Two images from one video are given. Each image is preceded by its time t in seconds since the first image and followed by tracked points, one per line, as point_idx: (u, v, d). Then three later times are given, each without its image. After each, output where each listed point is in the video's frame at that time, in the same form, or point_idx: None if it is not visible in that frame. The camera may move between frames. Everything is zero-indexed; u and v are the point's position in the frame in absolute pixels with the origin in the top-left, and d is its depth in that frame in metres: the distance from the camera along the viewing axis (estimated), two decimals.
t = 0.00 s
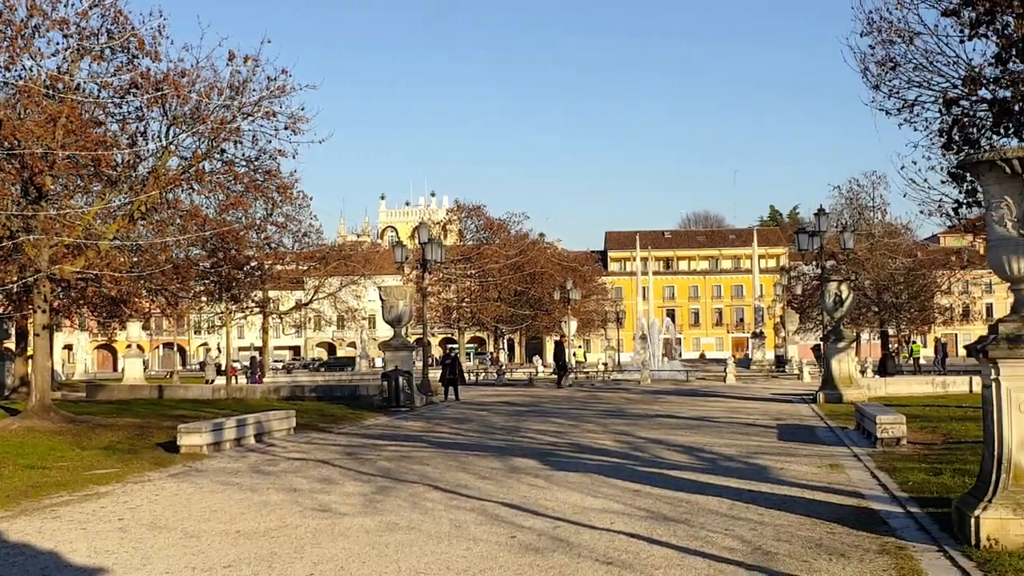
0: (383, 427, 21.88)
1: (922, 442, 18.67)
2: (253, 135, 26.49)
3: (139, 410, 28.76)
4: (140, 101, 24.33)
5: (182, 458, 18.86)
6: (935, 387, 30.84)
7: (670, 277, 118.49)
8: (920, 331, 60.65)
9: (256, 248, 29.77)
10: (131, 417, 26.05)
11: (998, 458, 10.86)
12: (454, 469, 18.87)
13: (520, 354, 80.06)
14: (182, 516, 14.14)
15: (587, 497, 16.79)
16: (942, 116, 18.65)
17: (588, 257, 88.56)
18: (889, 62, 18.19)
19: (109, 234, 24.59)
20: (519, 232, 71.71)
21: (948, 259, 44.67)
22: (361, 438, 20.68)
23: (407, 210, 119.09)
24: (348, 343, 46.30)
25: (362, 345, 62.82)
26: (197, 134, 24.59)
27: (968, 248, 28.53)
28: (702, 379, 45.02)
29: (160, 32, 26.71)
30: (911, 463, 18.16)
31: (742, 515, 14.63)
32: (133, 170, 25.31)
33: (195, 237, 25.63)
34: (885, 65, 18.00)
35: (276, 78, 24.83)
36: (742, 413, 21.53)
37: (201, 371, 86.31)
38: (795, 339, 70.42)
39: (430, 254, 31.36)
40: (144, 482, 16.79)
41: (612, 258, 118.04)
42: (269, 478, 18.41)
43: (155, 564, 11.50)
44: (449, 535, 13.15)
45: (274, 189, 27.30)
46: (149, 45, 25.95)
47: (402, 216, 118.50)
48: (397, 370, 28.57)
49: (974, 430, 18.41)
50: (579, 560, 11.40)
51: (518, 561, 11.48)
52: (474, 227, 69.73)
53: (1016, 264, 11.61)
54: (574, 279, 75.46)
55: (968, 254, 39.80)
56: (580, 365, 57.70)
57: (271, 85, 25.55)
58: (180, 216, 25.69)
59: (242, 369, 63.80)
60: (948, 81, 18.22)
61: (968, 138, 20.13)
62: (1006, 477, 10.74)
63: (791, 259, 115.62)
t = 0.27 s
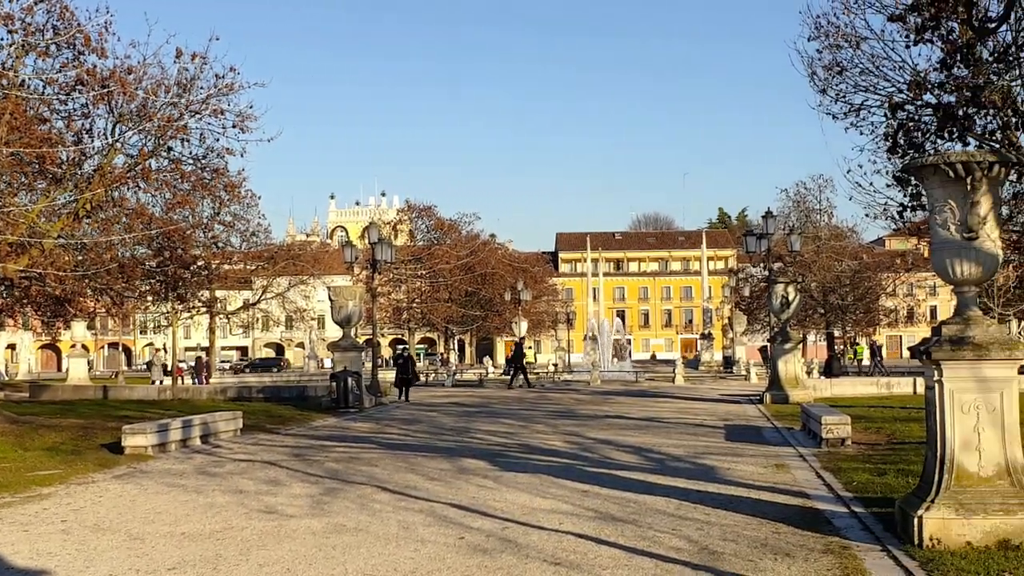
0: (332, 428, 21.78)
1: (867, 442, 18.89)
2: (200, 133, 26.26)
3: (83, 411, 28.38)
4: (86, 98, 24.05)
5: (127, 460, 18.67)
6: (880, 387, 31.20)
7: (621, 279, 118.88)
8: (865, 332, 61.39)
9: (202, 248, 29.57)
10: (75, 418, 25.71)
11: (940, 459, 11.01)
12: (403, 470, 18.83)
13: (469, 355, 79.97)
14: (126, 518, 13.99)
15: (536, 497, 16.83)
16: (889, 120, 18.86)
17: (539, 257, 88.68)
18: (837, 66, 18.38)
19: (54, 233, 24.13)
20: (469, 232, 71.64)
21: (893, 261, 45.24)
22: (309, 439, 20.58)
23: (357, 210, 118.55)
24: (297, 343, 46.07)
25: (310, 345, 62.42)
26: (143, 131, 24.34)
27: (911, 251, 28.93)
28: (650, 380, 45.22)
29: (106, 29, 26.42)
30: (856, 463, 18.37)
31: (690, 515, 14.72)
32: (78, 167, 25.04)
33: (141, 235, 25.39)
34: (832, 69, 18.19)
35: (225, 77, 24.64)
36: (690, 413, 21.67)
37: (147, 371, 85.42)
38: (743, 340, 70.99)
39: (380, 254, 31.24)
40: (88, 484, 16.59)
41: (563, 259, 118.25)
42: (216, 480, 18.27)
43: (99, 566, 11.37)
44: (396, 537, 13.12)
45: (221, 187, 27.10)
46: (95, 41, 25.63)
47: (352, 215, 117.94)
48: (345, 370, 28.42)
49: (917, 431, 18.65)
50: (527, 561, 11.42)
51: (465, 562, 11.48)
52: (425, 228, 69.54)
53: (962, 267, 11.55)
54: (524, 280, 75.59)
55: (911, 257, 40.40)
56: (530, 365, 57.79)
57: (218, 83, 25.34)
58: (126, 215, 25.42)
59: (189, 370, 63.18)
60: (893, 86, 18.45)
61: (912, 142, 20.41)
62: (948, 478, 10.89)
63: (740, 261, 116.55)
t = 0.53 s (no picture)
0: (307, 429, 21.71)
1: (841, 443, 18.98)
2: (175, 132, 26.10)
3: (56, 411, 28.16)
4: (59, 97, 23.89)
5: (100, 460, 18.56)
6: (853, 388, 31.36)
7: (597, 280, 119.05)
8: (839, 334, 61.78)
9: (177, 248, 29.47)
10: (47, 418, 25.50)
11: (912, 460, 11.05)
12: (378, 471, 18.80)
13: (445, 356, 79.87)
14: (100, 519, 13.91)
15: (511, 498, 16.86)
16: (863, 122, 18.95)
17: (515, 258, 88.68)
18: (811, 69, 18.45)
19: (27, 232, 23.46)
20: (446, 233, 71.55)
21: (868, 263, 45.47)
22: (284, 439, 20.52)
23: (333, 210, 118.19)
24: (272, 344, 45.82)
25: (285, 346, 62.16)
26: (117, 130, 24.18)
27: (885, 253, 29.08)
28: (626, 382, 45.26)
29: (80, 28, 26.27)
30: (830, 464, 18.48)
31: (664, 516, 14.77)
32: (51, 166, 24.93)
33: (115, 235, 25.27)
34: (808, 72, 18.25)
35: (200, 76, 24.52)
36: (667, 414, 21.74)
37: (120, 372, 84.86)
38: (718, 342, 71.25)
39: (355, 254, 31.14)
40: (61, 485, 16.49)
41: (539, 260, 118.27)
42: (191, 481, 18.19)
43: (71, 567, 11.30)
44: (371, 538, 13.11)
45: (195, 187, 26.97)
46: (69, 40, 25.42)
47: (327, 215, 117.58)
48: (321, 372, 28.32)
49: (891, 431, 18.76)
50: (502, 562, 11.43)
51: (440, 563, 11.48)
52: (401, 228, 69.39)
53: (935, 270, 11.63)
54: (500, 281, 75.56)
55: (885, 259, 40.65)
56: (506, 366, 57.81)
57: (193, 82, 25.18)
58: (100, 214, 25.27)
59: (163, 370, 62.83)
60: (868, 90, 18.54)
61: (886, 145, 20.53)
62: (920, 479, 10.93)
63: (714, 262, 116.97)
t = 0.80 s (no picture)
0: (289, 428, 21.66)
1: (822, 443, 19.04)
2: (156, 131, 26.00)
3: (36, 410, 28.00)
4: (40, 94, 23.76)
5: (80, 460, 18.47)
6: (834, 388, 31.43)
7: (580, 279, 119.15)
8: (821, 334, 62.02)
9: (157, 246, 29.34)
10: (27, 417, 25.32)
11: (893, 460, 11.08)
12: (360, 471, 18.77)
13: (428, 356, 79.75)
14: (80, 518, 13.85)
15: (493, 498, 16.87)
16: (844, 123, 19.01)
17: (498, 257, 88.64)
18: (794, 70, 18.50)
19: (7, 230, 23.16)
20: (428, 232, 71.47)
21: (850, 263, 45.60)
22: (266, 439, 20.46)
23: (315, 209, 117.89)
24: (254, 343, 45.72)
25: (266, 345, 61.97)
26: (98, 128, 24.05)
27: (866, 255, 29.19)
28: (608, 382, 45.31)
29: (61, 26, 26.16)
30: (811, 464, 18.54)
31: (646, 515, 14.80)
32: (32, 164, 24.76)
33: (96, 233, 25.12)
34: (789, 73, 18.30)
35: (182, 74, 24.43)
36: (650, 414, 21.77)
37: (101, 372, 84.48)
38: (700, 342, 71.39)
39: (338, 253, 31.06)
40: (41, 484, 16.41)
41: (522, 259, 118.24)
42: (172, 481, 18.12)
43: (50, 567, 11.23)
44: (353, 538, 13.08)
45: (176, 185, 26.85)
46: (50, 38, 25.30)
47: (310, 214, 117.28)
48: (303, 371, 28.23)
49: (872, 431, 18.83)
50: (483, 561, 11.43)
51: (421, 562, 11.47)
52: (384, 227, 69.33)
53: (916, 271, 11.69)
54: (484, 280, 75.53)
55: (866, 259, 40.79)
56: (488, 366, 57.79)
57: (175, 80, 25.08)
58: (81, 212, 25.15)
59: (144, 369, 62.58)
60: (849, 90, 18.60)
61: (867, 146, 20.61)
62: (900, 479, 10.97)
63: (697, 262, 117.18)
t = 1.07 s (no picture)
0: (275, 429, 21.62)
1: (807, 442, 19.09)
2: (142, 130, 25.90)
3: (22, 410, 27.87)
4: (24, 93, 23.66)
5: (64, 460, 18.40)
6: (820, 387, 31.51)
7: (567, 279, 119.36)
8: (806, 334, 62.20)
9: (143, 246, 29.25)
10: (12, 417, 25.21)
11: (878, 459, 11.12)
12: (346, 471, 18.75)
13: (414, 356, 79.80)
14: (64, 519, 13.79)
15: (478, 498, 16.89)
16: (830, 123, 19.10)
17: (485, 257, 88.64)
18: (780, 70, 18.54)
19: None
20: (415, 232, 71.47)
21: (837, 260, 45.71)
22: (251, 439, 20.43)
23: (301, 210, 117.79)
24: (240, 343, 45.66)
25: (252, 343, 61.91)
26: (84, 128, 23.95)
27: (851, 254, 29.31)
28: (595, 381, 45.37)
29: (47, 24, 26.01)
30: (797, 464, 18.60)
31: (632, 515, 14.82)
32: (17, 163, 24.63)
33: (81, 233, 25.01)
34: (775, 73, 18.38)
35: (168, 73, 24.31)
36: (636, 413, 21.81)
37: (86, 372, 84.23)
38: (686, 341, 71.53)
39: (324, 253, 30.99)
40: (25, 485, 16.34)
41: (509, 259, 118.30)
42: (157, 482, 18.08)
43: (34, 568, 11.19)
44: (339, 538, 13.07)
45: (162, 185, 26.74)
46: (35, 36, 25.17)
47: (296, 214, 117.06)
48: (288, 371, 28.17)
49: (857, 430, 18.89)
50: (470, 561, 11.42)
51: (407, 562, 11.46)
52: (370, 227, 69.41)
53: (900, 270, 11.75)
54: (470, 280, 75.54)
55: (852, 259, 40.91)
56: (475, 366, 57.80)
57: (160, 79, 24.99)
58: (65, 212, 25.02)
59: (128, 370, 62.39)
60: (835, 91, 18.64)
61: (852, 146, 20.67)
62: (885, 478, 11.01)
63: (682, 263, 117.41)
